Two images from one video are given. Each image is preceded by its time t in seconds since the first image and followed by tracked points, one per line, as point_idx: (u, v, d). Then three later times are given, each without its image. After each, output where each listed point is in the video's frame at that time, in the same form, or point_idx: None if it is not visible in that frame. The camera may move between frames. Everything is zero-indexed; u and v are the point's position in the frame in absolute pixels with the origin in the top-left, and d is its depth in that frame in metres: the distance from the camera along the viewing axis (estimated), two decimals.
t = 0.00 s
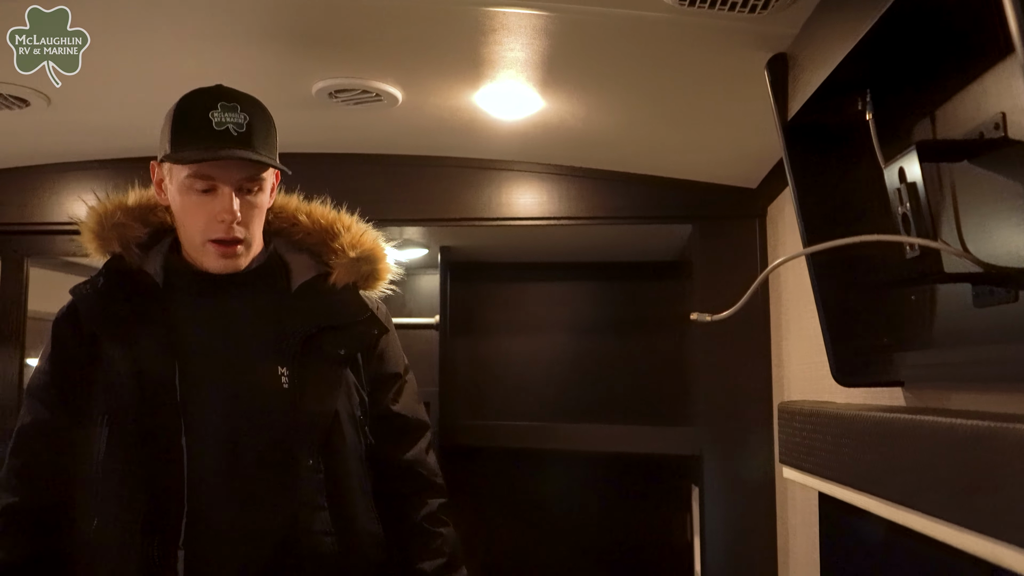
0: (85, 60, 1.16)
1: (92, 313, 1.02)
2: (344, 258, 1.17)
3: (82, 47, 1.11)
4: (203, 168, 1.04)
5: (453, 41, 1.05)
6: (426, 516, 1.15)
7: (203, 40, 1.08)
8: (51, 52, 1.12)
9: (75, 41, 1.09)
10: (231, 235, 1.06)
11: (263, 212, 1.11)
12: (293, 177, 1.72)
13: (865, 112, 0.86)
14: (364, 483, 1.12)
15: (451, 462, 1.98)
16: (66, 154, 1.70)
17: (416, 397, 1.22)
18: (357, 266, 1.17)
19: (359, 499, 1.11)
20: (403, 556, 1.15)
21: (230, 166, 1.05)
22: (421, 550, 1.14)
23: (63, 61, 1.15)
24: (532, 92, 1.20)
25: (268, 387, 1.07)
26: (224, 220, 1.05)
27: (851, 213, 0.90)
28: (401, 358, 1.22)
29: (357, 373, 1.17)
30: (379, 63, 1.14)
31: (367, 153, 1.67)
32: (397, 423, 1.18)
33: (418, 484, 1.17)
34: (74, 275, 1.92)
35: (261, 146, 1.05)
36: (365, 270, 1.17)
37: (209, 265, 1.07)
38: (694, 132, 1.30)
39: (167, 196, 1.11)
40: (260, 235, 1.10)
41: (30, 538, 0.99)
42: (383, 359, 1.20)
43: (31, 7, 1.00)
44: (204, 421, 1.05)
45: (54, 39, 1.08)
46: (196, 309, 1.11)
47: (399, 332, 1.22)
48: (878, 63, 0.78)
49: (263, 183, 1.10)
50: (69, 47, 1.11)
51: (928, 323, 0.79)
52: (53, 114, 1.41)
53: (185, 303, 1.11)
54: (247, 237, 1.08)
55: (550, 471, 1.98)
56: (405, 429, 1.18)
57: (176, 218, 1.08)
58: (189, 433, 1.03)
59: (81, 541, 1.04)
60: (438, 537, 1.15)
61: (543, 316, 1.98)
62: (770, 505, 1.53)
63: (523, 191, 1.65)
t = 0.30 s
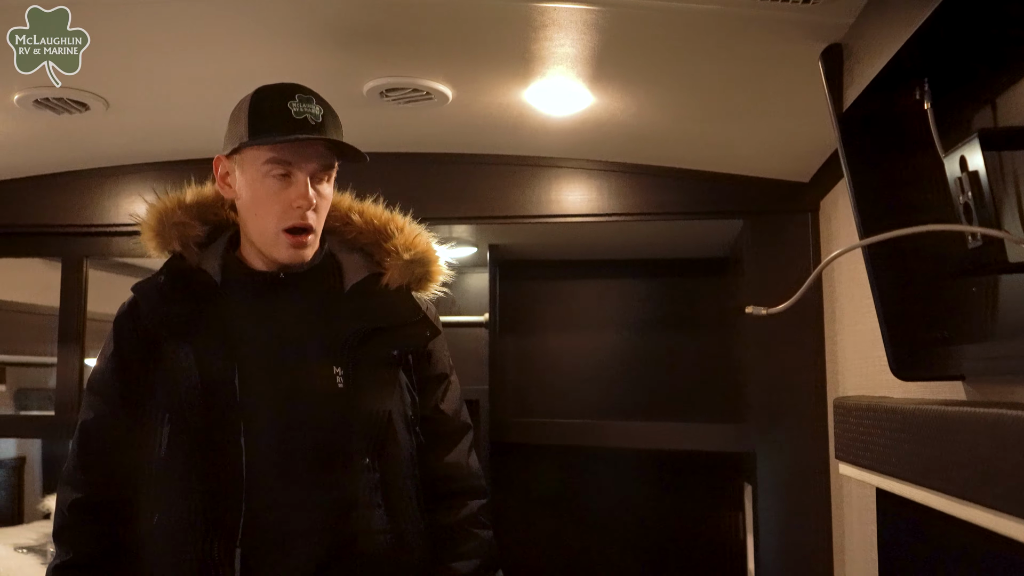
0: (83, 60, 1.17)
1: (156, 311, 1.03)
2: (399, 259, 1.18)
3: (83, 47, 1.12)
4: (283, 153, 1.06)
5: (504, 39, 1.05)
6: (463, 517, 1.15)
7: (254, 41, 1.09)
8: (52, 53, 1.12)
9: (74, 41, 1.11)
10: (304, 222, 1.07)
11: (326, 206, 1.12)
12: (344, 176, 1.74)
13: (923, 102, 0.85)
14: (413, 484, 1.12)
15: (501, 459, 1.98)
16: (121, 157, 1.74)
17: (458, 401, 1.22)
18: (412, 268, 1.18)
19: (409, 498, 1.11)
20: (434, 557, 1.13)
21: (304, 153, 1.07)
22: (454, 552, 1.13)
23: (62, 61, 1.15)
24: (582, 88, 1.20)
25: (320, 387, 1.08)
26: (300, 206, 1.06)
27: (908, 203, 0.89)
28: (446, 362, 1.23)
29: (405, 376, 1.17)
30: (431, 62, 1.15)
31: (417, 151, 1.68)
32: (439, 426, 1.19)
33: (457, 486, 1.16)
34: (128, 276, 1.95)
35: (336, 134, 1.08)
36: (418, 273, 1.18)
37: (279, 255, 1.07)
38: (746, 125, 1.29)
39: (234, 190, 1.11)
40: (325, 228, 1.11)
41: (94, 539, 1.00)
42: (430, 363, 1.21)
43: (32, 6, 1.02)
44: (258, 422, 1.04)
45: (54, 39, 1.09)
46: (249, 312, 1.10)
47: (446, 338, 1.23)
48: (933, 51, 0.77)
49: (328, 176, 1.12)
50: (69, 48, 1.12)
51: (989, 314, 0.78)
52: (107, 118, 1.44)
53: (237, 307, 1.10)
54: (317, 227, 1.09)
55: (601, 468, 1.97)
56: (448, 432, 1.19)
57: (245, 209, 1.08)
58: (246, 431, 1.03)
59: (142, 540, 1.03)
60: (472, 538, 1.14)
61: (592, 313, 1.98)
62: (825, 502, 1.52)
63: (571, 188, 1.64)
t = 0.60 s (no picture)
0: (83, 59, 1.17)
1: (217, 303, 1.01)
2: (446, 255, 1.16)
3: (83, 47, 1.12)
4: (340, 143, 1.08)
5: (549, 35, 1.06)
6: (514, 507, 1.09)
7: (298, 41, 1.10)
8: (51, 53, 1.12)
9: (75, 41, 1.11)
10: (361, 211, 1.07)
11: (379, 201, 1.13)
12: (388, 174, 1.75)
13: (976, 91, 0.84)
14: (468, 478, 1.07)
15: (546, 456, 1.99)
16: (170, 158, 1.76)
17: (505, 393, 1.17)
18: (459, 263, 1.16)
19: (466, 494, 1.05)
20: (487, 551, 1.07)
21: (360, 143, 1.09)
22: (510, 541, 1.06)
23: (61, 61, 1.15)
24: (626, 83, 1.20)
25: (377, 382, 1.06)
26: (356, 195, 1.07)
27: (961, 193, 0.88)
28: (489, 354, 1.19)
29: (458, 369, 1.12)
30: (476, 59, 1.15)
31: (461, 149, 1.69)
32: (486, 419, 1.14)
33: (509, 477, 1.10)
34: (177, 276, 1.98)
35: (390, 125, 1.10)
36: (467, 265, 1.16)
37: (335, 245, 1.06)
38: (793, 118, 1.28)
39: (289, 187, 1.12)
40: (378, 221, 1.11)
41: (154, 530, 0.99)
42: (474, 355, 1.16)
43: (32, 7, 1.01)
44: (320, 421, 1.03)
45: (54, 40, 1.09)
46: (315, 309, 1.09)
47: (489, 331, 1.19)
48: (987, 39, 0.76)
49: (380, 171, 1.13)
50: (69, 47, 1.12)
51: None
52: (155, 119, 1.46)
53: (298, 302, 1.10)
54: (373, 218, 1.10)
55: (647, 464, 1.96)
56: (496, 423, 1.13)
57: (302, 202, 1.09)
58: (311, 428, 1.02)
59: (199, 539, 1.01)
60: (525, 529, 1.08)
61: (638, 310, 1.97)
62: (876, 499, 1.50)
63: (616, 184, 1.64)
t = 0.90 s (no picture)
0: (82, 57, 1.17)
1: (241, 288, 1.00)
2: (467, 243, 1.15)
3: (83, 46, 1.13)
4: (363, 135, 1.08)
5: (571, 31, 1.06)
6: (541, 481, 1.08)
7: (317, 39, 1.11)
8: (51, 53, 1.12)
9: (76, 41, 1.11)
10: (387, 201, 1.08)
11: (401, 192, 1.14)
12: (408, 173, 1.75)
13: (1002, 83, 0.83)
14: (496, 462, 1.06)
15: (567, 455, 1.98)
16: (190, 157, 1.77)
17: (530, 382, 1.17)
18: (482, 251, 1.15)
19: (495, 477, 1.04)
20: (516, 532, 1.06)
21: (385, 134, 1.09)
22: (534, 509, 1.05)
23: (60, 60, 1.15)
24: (647, 79, 1.19)
25: (406, 370, 1.08)
26: (382, 185, 1.08)
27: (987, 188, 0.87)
28: (513, 343, 1.18)
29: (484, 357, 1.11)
30: (497, 56, 1.15)
31: (482, 147, 1.69)
32: (513, 407, 1.14)
33: (537, 460, 1.10)
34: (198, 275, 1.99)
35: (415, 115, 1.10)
36: (491, 252, 1.16)
37: (364, 236, 1.08)
38: (814, 113, 1.27)
39: (312, 180, 1.13)
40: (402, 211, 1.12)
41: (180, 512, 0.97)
42: (499, 343, 1.16)
43: (32, 7, 1.01)
44: (348, 410, 1.03)
45: (55, 39, 1.09)
46: (337, 295, 1.10)
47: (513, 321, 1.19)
48: (1013, 30, 0.75)
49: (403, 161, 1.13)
50: (70, 47, 1.12)
51: None
52: (174, 118, 1.46)
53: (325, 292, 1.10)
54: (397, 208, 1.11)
55: (668, 462, 1.96)
56: (522, 410, 1.13)
57: (327, 195, 1.10)
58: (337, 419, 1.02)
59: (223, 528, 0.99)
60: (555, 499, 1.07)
61: (659, 308, 1.97)
62: (899, 496, 1.49)
63: (636, 181, 1.64)
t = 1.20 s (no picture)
0: (82, 57, 1.16)
1: (250, 286, 1.01)
2: (477, 244, 1.16)
3: (83, 46, 1.12)
4: (356, 134, 1.08)
5: (580, 31, 1.05)
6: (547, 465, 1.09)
7: (325, 40, 1.11)
8: (51, 53, 1.12)
9: (75, 41, 1.11)
10: (383, 197, 1.07)
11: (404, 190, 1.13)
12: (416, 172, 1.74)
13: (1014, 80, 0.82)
14: (506, 458, 1.07)
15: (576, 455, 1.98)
16: (199, 158, 1.78)
17: (544, 378, 1.17)
18: (490, 252, 1.17)
19: (503, 470, 1.05)
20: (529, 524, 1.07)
21: (379, 133, 1.09)
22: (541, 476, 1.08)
23: (60, 60, 1.15)
24: (654, 78, 1.19)
25: (417, 368, 1.08)
26: (377, 182, 1.07)
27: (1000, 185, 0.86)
28: (525, 343, 1.18)
29: (495, 355, 1.11)
30: (505, 56, 1.15)
31: (490, 147, 1.69)
32: (526, 404, 1.14)
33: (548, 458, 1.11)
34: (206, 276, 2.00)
35: (409, 111, 1.09)
36: (500, 252, 1.17)
37: (362, 233, 1.06)
38: (822, 110, 1.27)
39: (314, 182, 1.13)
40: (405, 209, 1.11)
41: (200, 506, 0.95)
42: (511, 341, 1.16)
43: (32, 7, 1.01)
44: (354, 408, 1.02)
45: (55, 39, 1.09)
46: (345, 293, 1.09)
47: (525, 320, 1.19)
48: None
49: (403, 159, 1.12)
50: (70, 47, 1.11)
51: None
52: (180, 119, 1.46)
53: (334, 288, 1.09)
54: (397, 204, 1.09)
55: (677, 461, 1.95)
56: (535, 408, 1.14)
57: (326, 196, 1.10)
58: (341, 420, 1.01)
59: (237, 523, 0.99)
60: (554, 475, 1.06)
61: (668, 308, 1.96)
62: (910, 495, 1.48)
63: (644, 181, 1.64)
